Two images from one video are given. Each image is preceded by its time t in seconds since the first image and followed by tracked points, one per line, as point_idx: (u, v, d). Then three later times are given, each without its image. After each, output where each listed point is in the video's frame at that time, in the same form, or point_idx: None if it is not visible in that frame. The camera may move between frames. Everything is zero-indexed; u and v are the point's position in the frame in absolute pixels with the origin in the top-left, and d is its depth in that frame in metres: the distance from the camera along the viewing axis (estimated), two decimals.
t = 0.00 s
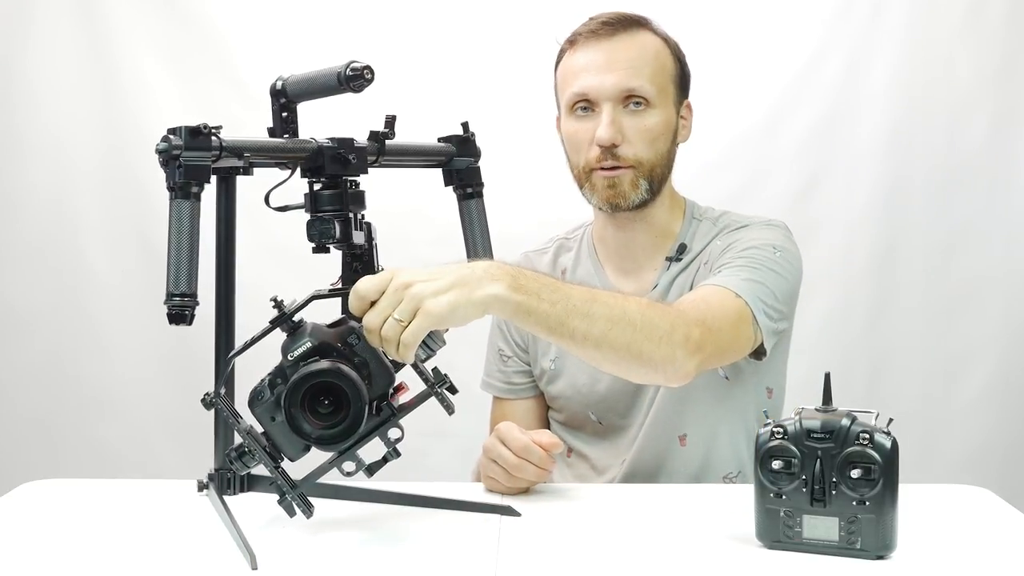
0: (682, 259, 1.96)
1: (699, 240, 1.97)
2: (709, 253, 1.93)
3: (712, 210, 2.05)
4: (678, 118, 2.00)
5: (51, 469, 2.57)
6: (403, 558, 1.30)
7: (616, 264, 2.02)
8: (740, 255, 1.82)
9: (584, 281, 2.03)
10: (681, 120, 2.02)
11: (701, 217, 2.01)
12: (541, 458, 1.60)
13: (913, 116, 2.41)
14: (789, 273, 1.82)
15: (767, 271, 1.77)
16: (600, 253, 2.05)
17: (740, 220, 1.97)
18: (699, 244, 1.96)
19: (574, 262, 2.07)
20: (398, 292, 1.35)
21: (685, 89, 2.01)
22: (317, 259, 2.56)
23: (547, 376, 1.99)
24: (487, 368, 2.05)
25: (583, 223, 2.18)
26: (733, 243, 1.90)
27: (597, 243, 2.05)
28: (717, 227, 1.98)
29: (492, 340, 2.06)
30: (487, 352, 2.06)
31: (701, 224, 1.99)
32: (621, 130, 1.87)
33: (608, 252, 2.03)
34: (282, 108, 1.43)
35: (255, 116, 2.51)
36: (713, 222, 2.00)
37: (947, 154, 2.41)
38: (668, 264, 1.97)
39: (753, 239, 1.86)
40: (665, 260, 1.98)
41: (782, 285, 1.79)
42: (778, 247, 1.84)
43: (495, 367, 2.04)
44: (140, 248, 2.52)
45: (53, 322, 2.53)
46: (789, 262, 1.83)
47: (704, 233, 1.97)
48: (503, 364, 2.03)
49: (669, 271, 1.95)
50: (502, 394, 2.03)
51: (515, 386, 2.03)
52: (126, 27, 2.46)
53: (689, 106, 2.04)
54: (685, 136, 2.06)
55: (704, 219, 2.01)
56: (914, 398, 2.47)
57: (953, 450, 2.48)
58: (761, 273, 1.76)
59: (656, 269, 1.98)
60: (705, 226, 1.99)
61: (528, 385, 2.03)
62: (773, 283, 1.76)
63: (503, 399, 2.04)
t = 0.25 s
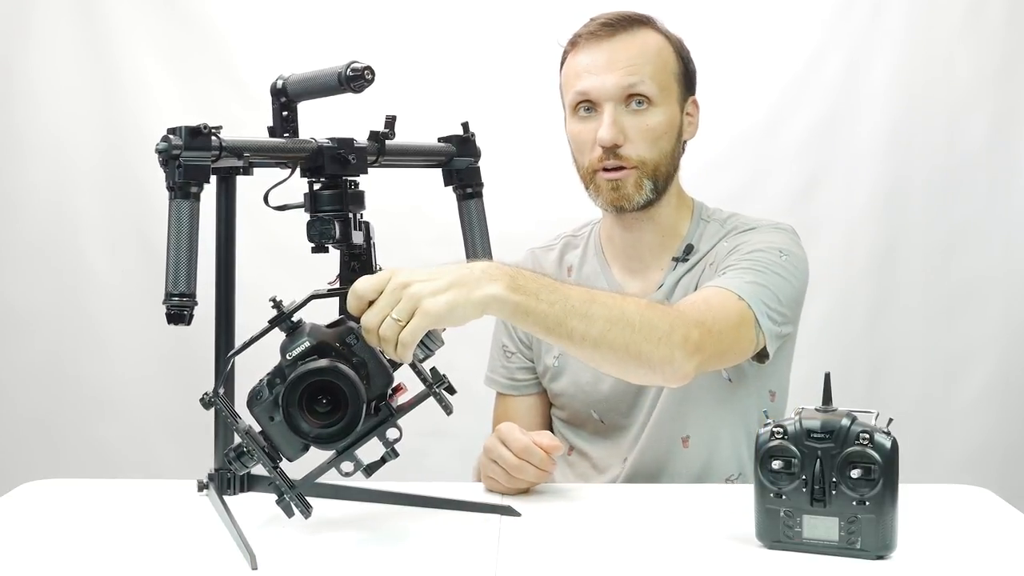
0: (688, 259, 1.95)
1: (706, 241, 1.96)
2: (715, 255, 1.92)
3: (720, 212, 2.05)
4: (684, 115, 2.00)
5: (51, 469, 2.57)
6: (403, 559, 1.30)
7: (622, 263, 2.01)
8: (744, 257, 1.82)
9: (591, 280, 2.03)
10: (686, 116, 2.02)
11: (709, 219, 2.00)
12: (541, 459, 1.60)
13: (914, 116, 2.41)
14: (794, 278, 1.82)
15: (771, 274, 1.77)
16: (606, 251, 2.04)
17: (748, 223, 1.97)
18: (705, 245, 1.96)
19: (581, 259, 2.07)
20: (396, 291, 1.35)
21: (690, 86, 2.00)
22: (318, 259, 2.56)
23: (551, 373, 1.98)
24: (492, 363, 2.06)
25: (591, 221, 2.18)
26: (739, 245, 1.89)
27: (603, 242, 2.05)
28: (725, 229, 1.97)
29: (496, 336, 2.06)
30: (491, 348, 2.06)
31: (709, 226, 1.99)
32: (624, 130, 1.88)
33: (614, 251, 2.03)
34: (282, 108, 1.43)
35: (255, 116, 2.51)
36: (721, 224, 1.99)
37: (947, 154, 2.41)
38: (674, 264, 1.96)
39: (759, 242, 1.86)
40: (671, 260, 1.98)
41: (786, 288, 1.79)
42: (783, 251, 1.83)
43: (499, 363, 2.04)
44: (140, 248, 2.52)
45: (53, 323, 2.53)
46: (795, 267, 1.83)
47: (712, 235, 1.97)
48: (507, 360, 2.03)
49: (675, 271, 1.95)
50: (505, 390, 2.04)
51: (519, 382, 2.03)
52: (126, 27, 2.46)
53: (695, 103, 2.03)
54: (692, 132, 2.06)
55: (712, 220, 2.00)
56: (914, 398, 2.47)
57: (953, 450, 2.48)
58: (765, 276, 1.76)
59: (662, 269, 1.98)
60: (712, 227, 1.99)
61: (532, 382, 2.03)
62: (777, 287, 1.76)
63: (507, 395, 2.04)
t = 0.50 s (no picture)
0: (690, 260, 1.95)
1: (707, 242, 1.96)
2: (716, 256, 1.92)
3: (722, 211, 2.04)
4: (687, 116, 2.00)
5: (51, 469, 2.57)
6: (403, 559, 1.30)
7: (624, 263, 2.01)
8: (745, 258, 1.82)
9: (592, 280, 2.03)
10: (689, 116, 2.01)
11: (711, 219, 2.00)
12: (541, 459, 1.60)
13: (914, 116, 2.41)
14: (795, 279, 1.82)
15: (772, 274, 1.77)
16: (608, 251, 2.04)
17: (750, 223, 1.96)
18: (707, 246, 1.96)
19: (582, 259, 2.07)
20: (396, 290, 1.35)
21: (693, 87, 2.00)
22: (318, 259, 2.56)
23: (552, 373, 1.99)
24: (494, 363, 2.06)
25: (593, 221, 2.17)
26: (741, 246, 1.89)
27: (604, 242, 2.05)
28: (727, 229, 1.97)
29: (498, 336, 2.06)
30: (492, 347, 2.07)
31: (711, 226, 1.98)
32: (627, 129, 1.88)
33: (615, 250, 2.02)
34: (282, 107, 1.43)
35: (255, 116, 2.51)
36: (723, 224, 1.99)
37: (947, 154, 2.41)
38: (675, 264, 1.96)
39: (761, 242, 1.86)
40: (673, 260, 1.98)
41: (787, 289, 1.79)
42: (784, 252, 1.83)
43: (501, 362, 2.05)
44: (140, 248, 2.52)
45: (53, 323, 2.53)
46: (796, 267, 1.83)
47: (713, 235, 1.97)
48: (509, 359, 2.04)
49: (676, 271, 1.95)
50: (507, 389, 2.04)
51: (520, 381, 2.03)
52: (126, 28, 2.46)
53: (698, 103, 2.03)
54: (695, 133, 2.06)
55: (715, 220, 2.00)
56: (914, 398, 2.47)
57: (953, 449, 2.48)
58: (766, 277, 1.76)
59: (663, 269, 1.98)
60: (714, 227, 1.98)
61: (533, 381, 2.03)
62: (778, 288, 1.76)
63: (508, 395, 2.04)
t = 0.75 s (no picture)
0: (690, 259, 1.95)
1: (707, 242, 1.96)
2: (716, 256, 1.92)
3: (721, 211, 2.04)
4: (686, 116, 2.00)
5: (51, 469, 2.57)
6: (402, 558, 1.30)
7: (623, 263, 2.01)
8: (745, 258, 1.82)
9: (591, 280, 2.03)
10: (688, 117, 2.01)
11: (710, 219, 2.00)
12: (541, 459, 1.60)
13: (913, 116, 2.41)
14: (795, 279, 1.82)
15: (771, 274, 1.77)
16: (607, 251, 2.04)
17: (749, 223, 1.96)
18: (706, 246, 1.96)
19: (582, 259, 2.07)
20: (396, 290, 1.35)
21: (692, 87, 2.00)
22: (318, 259, 2.56)
23: (552, 373, 1.98)
24: (493, 364, 2.06)
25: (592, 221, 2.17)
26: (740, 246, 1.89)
27: (604, 242, 2.05)
28: (726, 229, 1.97)
29: (497, 337, 2.06)
30: (492, 348, 2.07)
31: (710, 226, 1.98)
32: (625, 129, 1.88)
33: (614, 251, 2.02)
34: (282, 107, 1.43)
35: (255, 116, 2.51)
36: (722, 224, 1.99)
37: (947, 154, 2.41)
38: (675, 265, 1.96)
39: (760, 242, 1.86)
40: (673, 260, 1.98)
41: (787, 288, 1.79)
42: (784, 251, 1.83)
43: (501, 363, 2.04)
44: (140, 248, 2.52)
45: (53, 323, 2.53)
46: (795, 267, 1.83)
47: (713, 235, 1.97)
48: (508, 360, 2.04)
49: (676, 271, 1.95)
50: (506, 390, 2.04)
51: (519, 382, 2.03)
52: (126, 28, 2.46)
53: (698, 104, 2.03)
54: (694, 133, 2.06)
55: (714, 220, 2.00)
56: (914, 398, 2.47)
57: (953, 449, 2.48)
58: (766, 277, 1.76)
59: (663, 269, 1.98)
60: (713, 227, 1.98)
61: (533, 382, 2.03)
62: (777, 288, 1.76)
63: (508, 395, 2.04)
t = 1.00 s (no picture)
0: (689, 259, 1.95)
1: (706, 242, 1.96)
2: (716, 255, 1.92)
3: (720, 211, 2.05)
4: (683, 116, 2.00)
5: (51, 469, 2.57)
6: (402, 558, 1.30)
7: (622, 263, 2.01)
8: (745, 258, 1.81)
9: (590, 280, 2.03)
10: (686, 117, 2.02)
11: (709, 218, 2.00)
12: (541, 459, 1.60)
13: (913, 116, 2.41)
14: (795, 279, 1.82)
15: (771, 274, 1.77)
16: (606, 251, 2.04)
17: (749, 222, 1.96)
18: (705, 246, 1.96)
19: (581, 259, 2.07)
20: (396, 290, 1.35)
21: (690, 87, 2.00)
22: (318, 259, 2.56)
23: (551, 374, 1.98)
24: (493, 364, 2.06)
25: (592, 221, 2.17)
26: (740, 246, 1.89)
27: (603, 242, 2.05)
28: (725, 229, 1.97)
29: (496, 337, 2.06)
30: (492, 348, 2.07)
31: (709, 225, 1.99)
32: (623, 129, 1.87)
33: (614, 250, 2.02)
34: (282, 107, 1.43)
35: (255, 117, 2.51)
36: (721, 224, 1.99)
37: (947, 154, 2.41)
38: (674, 264, 1.96)
39: (760, 241, 1.86)
40: (671, 260, 1.98)
41: (787, 288, 1.79)
42: (784, 251, 1.83)
43: (501, 363, 2.04)
44: (140, 248, 2.52)
45: (53, 323, 2.53)
46: (795, 267, 1.83)
47: (712, 235, 1.97)
48: (508, 361, 2.04)
49: (675, 271, 1.95)
50: (506, 390, 2.04)
51: (519, 382, 2.03)
52: (126, 28, 2.46)
53: (695, 104, 2.03)
54: (693, 133, 2.06)
55: (712, 220, 2.00)
56: (914, 398, 2.47)
57: (953, 449, 2.48)
58: (766, 276, 1.76)
59: (662, 269, 1.98)
60: (712, 227, 1.98)
61: (533, 383, 2.03)
62: (777, 287, 1.76)
63: (508, 396, 2.04)
